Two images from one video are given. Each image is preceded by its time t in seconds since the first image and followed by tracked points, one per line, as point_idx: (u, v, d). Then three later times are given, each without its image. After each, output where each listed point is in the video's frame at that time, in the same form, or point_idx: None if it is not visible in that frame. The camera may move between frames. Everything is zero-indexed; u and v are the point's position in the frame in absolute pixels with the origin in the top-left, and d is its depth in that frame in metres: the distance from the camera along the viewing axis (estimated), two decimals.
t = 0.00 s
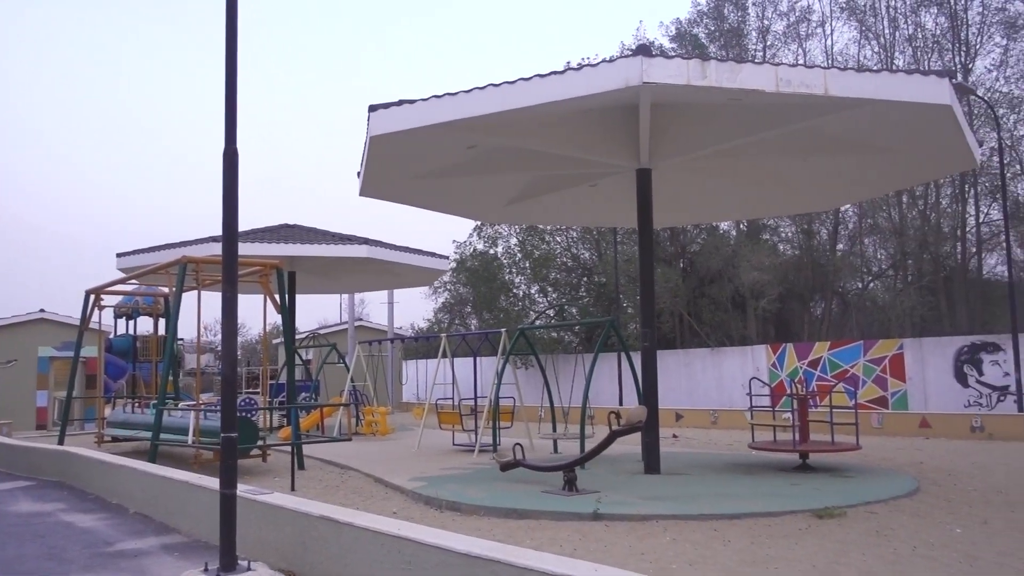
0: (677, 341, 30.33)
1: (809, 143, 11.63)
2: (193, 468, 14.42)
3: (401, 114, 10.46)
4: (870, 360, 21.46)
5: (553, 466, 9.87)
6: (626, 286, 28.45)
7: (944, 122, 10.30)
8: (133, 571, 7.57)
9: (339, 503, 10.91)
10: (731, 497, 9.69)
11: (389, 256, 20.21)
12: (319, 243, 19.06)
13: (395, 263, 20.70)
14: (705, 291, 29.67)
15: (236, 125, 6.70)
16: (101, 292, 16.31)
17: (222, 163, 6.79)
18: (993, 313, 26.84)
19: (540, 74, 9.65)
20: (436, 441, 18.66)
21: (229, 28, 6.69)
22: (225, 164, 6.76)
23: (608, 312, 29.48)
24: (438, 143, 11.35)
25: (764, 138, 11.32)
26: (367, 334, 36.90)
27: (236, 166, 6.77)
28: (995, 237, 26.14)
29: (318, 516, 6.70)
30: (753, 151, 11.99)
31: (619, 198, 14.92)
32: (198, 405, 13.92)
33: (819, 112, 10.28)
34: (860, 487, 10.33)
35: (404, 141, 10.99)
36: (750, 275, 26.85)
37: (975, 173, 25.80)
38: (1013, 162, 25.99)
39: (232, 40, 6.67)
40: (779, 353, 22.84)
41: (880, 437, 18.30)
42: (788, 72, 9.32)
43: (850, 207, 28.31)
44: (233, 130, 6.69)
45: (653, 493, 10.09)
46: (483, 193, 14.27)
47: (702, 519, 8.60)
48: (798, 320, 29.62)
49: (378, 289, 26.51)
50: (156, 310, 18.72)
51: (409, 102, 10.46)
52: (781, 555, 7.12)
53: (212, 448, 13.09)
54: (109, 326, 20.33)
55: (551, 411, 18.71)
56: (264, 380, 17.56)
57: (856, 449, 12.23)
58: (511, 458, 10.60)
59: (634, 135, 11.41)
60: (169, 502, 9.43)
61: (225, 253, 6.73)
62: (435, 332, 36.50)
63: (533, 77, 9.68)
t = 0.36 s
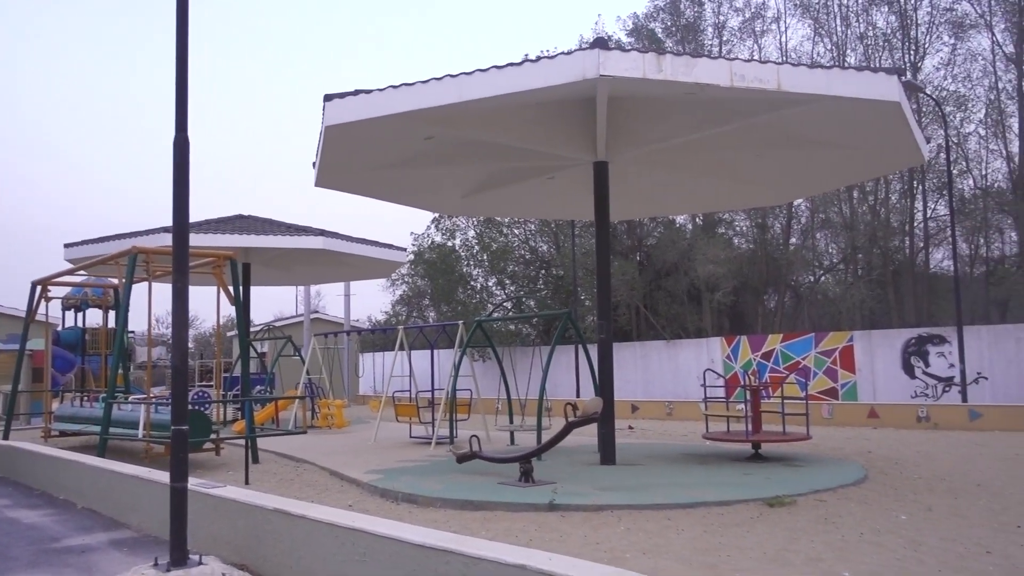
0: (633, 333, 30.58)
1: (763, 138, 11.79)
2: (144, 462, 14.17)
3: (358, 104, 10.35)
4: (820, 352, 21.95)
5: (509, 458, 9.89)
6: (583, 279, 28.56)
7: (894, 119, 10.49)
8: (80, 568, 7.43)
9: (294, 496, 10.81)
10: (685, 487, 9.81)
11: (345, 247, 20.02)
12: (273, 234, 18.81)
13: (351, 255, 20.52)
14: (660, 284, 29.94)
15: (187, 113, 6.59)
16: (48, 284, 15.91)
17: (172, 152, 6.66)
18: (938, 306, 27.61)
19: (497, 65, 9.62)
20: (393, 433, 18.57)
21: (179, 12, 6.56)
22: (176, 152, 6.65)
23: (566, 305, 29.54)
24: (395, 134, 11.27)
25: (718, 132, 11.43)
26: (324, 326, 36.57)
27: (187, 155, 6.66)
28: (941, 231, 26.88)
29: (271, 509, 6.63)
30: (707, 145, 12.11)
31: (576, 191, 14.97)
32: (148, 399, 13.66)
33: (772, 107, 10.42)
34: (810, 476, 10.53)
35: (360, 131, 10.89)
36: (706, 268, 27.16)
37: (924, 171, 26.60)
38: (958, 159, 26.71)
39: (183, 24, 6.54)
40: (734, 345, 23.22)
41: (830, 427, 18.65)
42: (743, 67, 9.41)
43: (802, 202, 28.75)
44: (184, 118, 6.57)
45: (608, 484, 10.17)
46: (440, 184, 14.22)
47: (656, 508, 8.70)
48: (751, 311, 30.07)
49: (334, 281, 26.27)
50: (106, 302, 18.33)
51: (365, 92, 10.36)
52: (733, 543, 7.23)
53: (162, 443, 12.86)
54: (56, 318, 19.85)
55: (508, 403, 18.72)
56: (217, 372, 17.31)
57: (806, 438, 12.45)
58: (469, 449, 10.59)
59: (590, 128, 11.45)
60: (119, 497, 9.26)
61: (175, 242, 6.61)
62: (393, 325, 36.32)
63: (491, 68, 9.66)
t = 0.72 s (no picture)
0: (585, 324, 30.80)
1: (714, 131, 11.93)
2: (87, 454, 13.86)
3: (309, 90, 10.21)
4: (768, 343, 22.38)
5: (460, 448, 9.89)
6: (537, 270, 28.67)
7: (841, 113, 10.69)
8: (19, 562, 7.25)
9: (243, 487, 10.68)
10: (634, 475, 9.92)
11: (296, 236, 19.78)
12: (222, 222, 18.50)
13: (302, 244, 20.28)
14: (613, 275, 30.17)
15: (131, 95, 6.43)
16: None
17: (115, 135, 6.50)
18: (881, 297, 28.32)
19: (449, 54, 9.57)
20: (344, 424, 18.45)
21: None
22: (119, 136, 6.48)
23: (519, 296, 29.63)
24: (347, 121, 11.15)
25: (670, 125, 11.53)
26: (274, 316, 36.17)
27: (131, 139, 6.50)
28: (885, 225, 27.52)
29: (218, 501, 6.54)
30: (659, 137, 12.22)
31: (529, 182, 14.98)
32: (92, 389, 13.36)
33: (723, 100, 10.54)
34: (757, 464, 10.73)
35: (311, 118, 10.75)
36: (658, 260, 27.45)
37: (869, 166, 27.21)
38: (902, 155, 27.37)
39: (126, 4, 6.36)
40: (684, 335, 23.54)
41: (777, 416, 19.00)
42: (694, 61, 9.52)
43: (752, 195, 29.17)
44: (128, 101, 6.41)
45: (559, 473, 10.24)
46: (393, 173, 14.13)
47: (606, 497, 8.79)
48: (702, 303, 30.48)
49: (285, 270, 25.97)
50: (47, 290, 17.86)
51: (316, 78, 10.23)
52: (680, 530, 7.35)
53: (106, 435, 12.59)
54: None
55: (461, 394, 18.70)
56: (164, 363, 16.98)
57: (753, 427, 12.67)
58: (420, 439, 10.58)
59: (543, 118, 11.48)
60: (60, 490, 9.04)
61: (119, 228, 6.45)
62: (345, 315, 36.06)
63: (444, 57, 9.60)
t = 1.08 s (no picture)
0: (529, 316, 30.93)
1: (655, 125, 12.08)
2: (14, 448, 13.40)
3: (246, 76, 10.01)
4: (707, 335, 22.79)
5: (401, 439, 9.84)
6: (480, 262, 28.70)
7: (777, 110, 10.90)
8: None
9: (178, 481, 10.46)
10: (574, 465, 10.00)
11: (235, 225, 19.41)
12: (157, 211, 18.04)
13: (241, 233, 19.90)
14: (556, 267, 30.26)
15: (59, 77, 6.22)
16: None
17: (41, 119, 6.28)
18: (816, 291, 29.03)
19: (391, 42, 9.48)
20: (283, 416, 18.20)
21: None
22: (45, 119, 6.27)
23: (462, 287, 29.57)
24: (286, 108, 10.97)
25: (613, 118, 11.62)
26: (212, 307, 35.47)
27: (59, 122, 6.29)
28: (820, 219, 28.21)
29: (150, 495, 6.39)
30: (601, 129, 12.32)
31: (472, 172, 14.96)
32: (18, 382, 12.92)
33: (664, 94, 10.66)
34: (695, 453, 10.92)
35: (249, 104, 10.55)
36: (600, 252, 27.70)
37: (805, 162, 27.86)
38: (837, 152, 28.08)
39: None
40: (625, 327, 23.84)
41: (715, 406, 19.36)
42: (635, 55, 9.59)
43: (693, 189, 29.59)
44: (55, 84, 6.20)
45: (500, 463, 10.27)
46: (334, 162, 13.95)
47: (546, 487, 8.84)
48: (642, 294, 30.86)
49: (223, 260, 25.49)
50: None
51: (255, 64, 10.03)
52: (618, 519, 7.43)
53: (33, 428, 12.19)
54: None
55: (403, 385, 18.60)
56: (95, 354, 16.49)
57: (691, 417, 12.89)
58: (360, 431, 10.49)
59: (487, 110, 11.46)
60: None
61: (46, 215, 6.24)
62: (286, 306, 35.55)
63: (386, 45, 9.51)
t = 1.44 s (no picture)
0: (470, 307, 30.89)
1: (595, 117, 12.16)
2: None
3: (179, 60, 9.75)
4: (646, 326, 23.11)
5: (340, 431, 9.74)
6: (421, 253, 28.57)
7: (714, 105, 11.08)
8: None
9: (108, 476, 10.17)
10: (514, 455, 10.06)
11: (168, 213, 18.93)
12: (87, 197, 17.48)
13: (174, 222, 19.41)
14: (497, 258, 30.25)
15: None
16: None
17: None
18: (752, 283, 29.63)
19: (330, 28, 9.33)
20: (219, 408, 17.86)
21: None
22: None
23: (403, 278, 29.39)
24: (221, 93, 10.72)
25: (553, 109, 11.67)
26: (145, 297, 34.56)
27: None
28: (756, 213, 28.75)
29: (79, 490, 6.20)
30: (541, 121, 12.35)
31: (412, 162, 14.84)
32: None
33: (604, 87, 10.74)
34: (632, 442, 11.07)
35: (182, 89, 10.28)
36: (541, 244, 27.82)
37: (741, 156, 28.37)
38: (772, 147, 28.64)
39: None
40: (566, 318, 24.06)
41: (653, 396, 19.65)
42: (575, 46, 9.61)
43: (633, 181, 29.86)
44: None
45: (439, 454, 10.24)
46: (270, 149, 13.70)
47: (486, 477, 8.85)
48: (583, 286, 31.08)
49: (156, 249, 24.86)
50: None
51: (189, 47, 9.77)
52: (558, 507, 7.49)
53: None
54: None
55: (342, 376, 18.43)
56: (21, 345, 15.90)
57: (629, 407, 13.07)
58: (298, 423, 10.34)
59: (428, 99, 11.40)
60: None
61: None
62: (222, 296, 34.84)
63: (325, 31, 9.35)
